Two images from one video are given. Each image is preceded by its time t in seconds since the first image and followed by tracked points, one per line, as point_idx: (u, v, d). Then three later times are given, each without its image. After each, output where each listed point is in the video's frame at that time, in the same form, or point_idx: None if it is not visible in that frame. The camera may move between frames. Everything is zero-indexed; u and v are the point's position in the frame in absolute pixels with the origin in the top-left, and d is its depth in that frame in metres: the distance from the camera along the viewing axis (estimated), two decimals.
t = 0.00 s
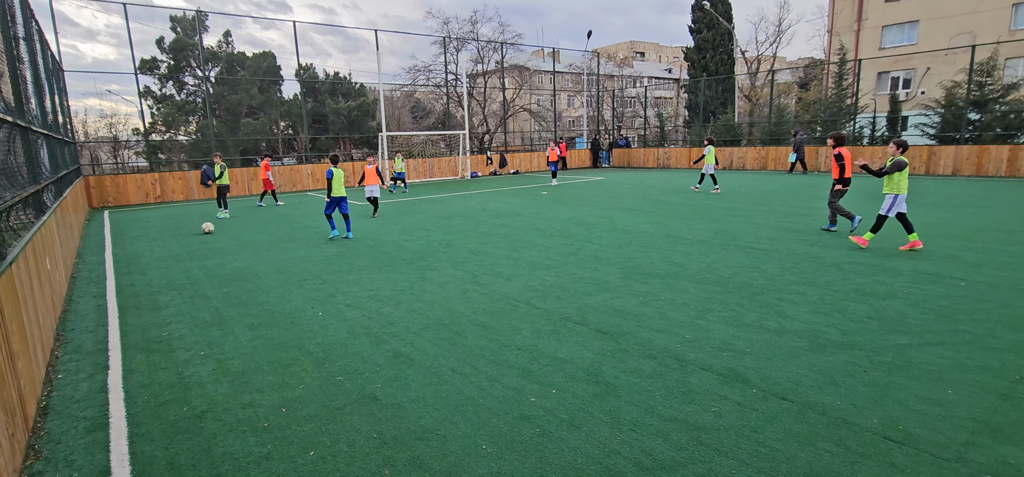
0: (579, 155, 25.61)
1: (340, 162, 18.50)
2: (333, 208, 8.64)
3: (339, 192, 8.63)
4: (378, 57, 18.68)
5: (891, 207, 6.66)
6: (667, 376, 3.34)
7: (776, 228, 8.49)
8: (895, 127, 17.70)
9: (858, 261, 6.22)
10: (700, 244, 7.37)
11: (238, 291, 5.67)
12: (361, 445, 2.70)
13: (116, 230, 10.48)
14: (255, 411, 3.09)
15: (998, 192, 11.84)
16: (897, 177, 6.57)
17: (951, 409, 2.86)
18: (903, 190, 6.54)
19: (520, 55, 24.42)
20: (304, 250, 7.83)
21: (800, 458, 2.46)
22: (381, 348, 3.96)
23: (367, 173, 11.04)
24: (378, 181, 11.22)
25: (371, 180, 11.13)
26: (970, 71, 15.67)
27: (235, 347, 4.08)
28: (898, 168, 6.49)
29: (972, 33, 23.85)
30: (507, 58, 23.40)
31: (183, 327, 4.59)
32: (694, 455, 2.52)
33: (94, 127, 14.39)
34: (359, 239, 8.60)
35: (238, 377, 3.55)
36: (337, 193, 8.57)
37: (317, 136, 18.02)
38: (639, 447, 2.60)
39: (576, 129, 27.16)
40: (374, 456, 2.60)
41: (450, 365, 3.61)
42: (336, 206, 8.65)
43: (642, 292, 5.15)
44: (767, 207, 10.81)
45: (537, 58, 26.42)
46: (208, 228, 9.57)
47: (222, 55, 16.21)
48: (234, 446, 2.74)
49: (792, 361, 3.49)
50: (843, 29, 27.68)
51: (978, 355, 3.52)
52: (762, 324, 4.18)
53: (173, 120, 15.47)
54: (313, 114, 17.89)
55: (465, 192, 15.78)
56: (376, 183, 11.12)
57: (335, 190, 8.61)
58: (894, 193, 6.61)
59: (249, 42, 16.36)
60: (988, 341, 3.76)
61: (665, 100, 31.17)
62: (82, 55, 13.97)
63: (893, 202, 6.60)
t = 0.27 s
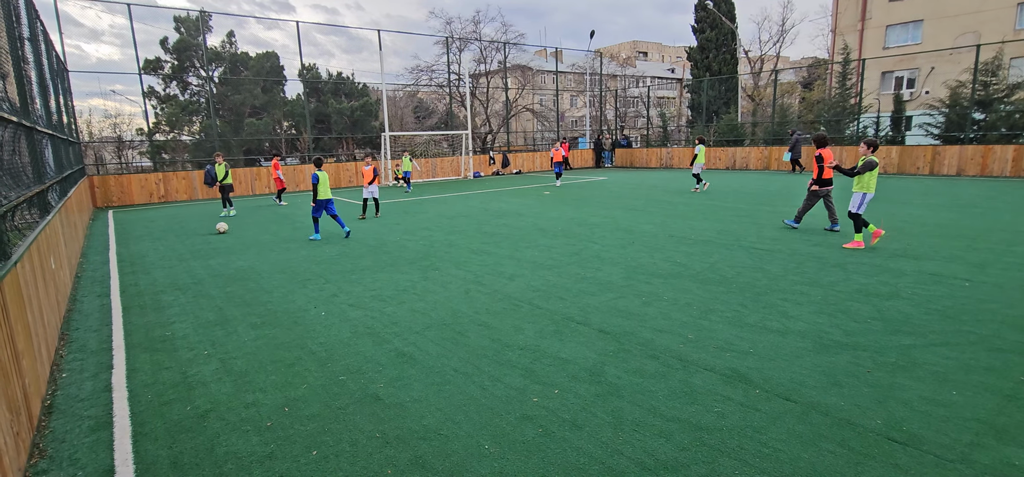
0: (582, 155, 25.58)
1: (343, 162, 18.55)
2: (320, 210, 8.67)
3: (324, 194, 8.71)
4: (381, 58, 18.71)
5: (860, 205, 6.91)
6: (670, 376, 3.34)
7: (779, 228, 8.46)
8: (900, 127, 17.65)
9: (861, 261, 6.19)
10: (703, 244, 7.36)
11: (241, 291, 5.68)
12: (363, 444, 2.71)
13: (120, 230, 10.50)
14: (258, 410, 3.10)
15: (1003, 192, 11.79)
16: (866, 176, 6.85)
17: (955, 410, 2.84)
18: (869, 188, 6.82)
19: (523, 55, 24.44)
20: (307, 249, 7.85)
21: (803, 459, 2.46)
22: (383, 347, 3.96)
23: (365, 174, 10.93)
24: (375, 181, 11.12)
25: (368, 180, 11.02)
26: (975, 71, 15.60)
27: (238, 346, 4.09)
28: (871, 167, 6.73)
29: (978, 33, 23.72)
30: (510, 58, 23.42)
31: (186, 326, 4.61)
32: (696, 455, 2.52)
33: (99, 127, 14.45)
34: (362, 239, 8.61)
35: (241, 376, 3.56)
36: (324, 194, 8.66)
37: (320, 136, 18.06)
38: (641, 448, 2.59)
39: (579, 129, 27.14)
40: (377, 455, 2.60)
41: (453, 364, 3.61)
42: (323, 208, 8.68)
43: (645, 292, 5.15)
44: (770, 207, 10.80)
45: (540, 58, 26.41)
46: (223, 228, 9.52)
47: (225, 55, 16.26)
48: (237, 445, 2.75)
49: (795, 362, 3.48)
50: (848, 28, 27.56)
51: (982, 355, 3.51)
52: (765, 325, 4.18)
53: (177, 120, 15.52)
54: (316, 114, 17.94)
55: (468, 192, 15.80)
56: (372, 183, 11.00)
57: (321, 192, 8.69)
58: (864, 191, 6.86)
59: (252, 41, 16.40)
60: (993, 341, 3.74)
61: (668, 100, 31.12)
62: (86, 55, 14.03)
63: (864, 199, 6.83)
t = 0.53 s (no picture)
0: (584, 155, 25.54)
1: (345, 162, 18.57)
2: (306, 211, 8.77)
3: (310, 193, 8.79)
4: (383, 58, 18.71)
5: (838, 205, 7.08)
6: (671, 376, 3.34)
7: (782, 228, 8.44)
8: (902, 127, 17.61)
9: (864, 262, 6.18)
10: (705, 244, 7.35)
11: (244, 291, 5.69)
12: (365, 444, 2.71)
13: (123, 230, 10.52)
14: (260, 410, 3.11)
15: (1006, 192, 11.75)
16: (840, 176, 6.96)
17: (958, 411, 2.83)
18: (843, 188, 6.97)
19: (525, 55, 24.42)
20: (309, 249, 7.86)
21: (805, 460, 2.45)
22: (385, 347, 3.97)
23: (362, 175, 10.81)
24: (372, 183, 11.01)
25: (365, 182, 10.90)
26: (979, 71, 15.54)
27: (241, 346, 4.10)
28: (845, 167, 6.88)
29: (981, 32, 23.63)
30: (512, 58, 23.41)
31: (189, 326, 4.62)
32: (698, 455, 2.51)
33: (101, 127, 14.48)
34: (364, 239, 8.62)
35: (243, 376, 3.56)
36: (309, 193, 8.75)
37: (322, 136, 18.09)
38: (643, 448, 2.59)
39: (581, 130, 27.11)
40: (378, 455, 2.60)
41: (454, 365, 3.61)
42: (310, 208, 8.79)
43: (647, 292, 5.14)
44: (772, 207, 10.78)
45: (541, 58, 26.40)
46: (236, 228, 9.48)
47: (228, 55, 16.28)
48: (239, 445, 2.75)
49: (797, 362, 3.47)
50: (851, 27, 27.47)
51: (985, 356, 3.50)
52: (767, 325, 4.17)
53: (179, 120, 15.55)
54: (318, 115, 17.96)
55: (470, 193, 15.78)
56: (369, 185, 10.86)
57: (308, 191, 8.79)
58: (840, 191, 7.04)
59: (254, 42, 16.43)
60: (996, 342, 3.73)
61: (670, 100, 31.09)
62: (88, 55, 14.07)
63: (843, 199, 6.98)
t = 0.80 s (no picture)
0: (585, 155, 25.51)
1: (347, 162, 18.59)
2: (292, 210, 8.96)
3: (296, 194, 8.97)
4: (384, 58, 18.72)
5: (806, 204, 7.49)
6: (673, 376, 3.33)
7: (784, 228, 8.43)
8: (904, 127, 17.61)
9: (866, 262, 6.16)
10: (706, 244, 7.35)
11: (245, 291, 5.70)
12: (366, 444, 2.71)
13: (125, 230, 10.54)
14: (262, 409, 3.11)
15: (1008, 192, 11.74)
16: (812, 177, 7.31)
17: (960, 411, 2.83)
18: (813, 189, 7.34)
19: (526, 55, 24.43)
20: (311, 249, 7.87)
21: (806, 460, 2.45)
22: (386, 347, 3.97)
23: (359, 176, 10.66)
24: (369, 184, 10.91)
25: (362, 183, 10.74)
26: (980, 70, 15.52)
27: (242, 345, 4.11)
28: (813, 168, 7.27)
29: (983, 32, 23.60)
30: (513, 58, 23.43)
31: (190, 325, 4.63)
32: (699, 456, 2.51)
33: (103, 127, 14.50)
34: (365, 239, 8.62)
35: (245, 376, 3.57)
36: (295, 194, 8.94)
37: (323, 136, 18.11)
38: (644, 448, 2.59)
39: (582, 129, 27.09)
40: (380, 455, 2.61)
41: (456, 364, 3.61)
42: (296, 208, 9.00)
43: (648, 292, 5.14)
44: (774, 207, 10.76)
45: (543, 58, 26.42)
46: (247, 228, 9.41)
47: (229, 55, 16.31)
48: (241, 444, 2.75)
49: (799, 362, 3.47)
50: (852, 27, 27.46)
51: (987, 356, 3.49)
52: (768, 325, 4.17)
53: (181, 120, 15.58)
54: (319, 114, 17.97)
55: (472, 193, 15.77)
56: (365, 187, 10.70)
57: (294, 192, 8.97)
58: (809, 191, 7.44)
59: (256, 42, 16.42)
60: (998, 342, 3.72)
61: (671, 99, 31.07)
62: (90, 56, 14.09)
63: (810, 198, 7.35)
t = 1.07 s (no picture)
0: (586, 155, 25.49)
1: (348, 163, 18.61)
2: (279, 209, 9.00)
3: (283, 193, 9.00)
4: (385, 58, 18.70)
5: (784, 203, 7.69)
6: (674, 376, 3.33)
7: (785, 228, 8.42)
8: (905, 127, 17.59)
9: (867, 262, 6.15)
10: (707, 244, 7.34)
11: (246, 290, 5.71)
12: (367, 444, 2.71)
13: (127, 230, 10.56)
14: (263, 409, 3.11)
15: (1009, 192, 11.74)
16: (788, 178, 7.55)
17: (961, 411, 2.83)
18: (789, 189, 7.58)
19: (527, 55, 24.46)
20: (312, 249, 7.88)
21: (808, 460, 2.44)
22: (387, 347, 3.97)
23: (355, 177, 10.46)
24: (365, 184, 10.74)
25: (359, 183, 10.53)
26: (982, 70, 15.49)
27: (244, 345, 4.11)
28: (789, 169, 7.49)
29: (984, 32, 23.58)
30: (514, 58, 23.46)
31: (191, 325, 4.63)
32: (700, 456, 2.51)
33: (105, 127, 14.49)
34: (366, 238, 8.62)
35: (246, 375, 3.57)
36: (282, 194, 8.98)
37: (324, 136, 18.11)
38: (645, 448, 2.59)
39: (583, 129, 27.08)
40: (380, 455, 2.61)
41: (456, 364, 3.62)
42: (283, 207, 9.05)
43: (649, 292, 5.14)
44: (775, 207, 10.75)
45: (544, 58, 26.42)
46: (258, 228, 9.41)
47: (230, 56, 16.34)
48: (242, 444, 2.76)
49: (800, 362, 3.46)
50: (853, 28, 27.45)
51: (989, 357, 3.48)
52: (769, 325, 4.16)
53: (182, 120, 15.59)
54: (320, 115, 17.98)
55: (473, 193, 15.77)
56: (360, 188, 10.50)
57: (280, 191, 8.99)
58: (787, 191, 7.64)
59: (257, 42, 16.48)
60: (1000, 343, 3.71)
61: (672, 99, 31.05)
62: (91, 55, 14.10)
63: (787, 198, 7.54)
